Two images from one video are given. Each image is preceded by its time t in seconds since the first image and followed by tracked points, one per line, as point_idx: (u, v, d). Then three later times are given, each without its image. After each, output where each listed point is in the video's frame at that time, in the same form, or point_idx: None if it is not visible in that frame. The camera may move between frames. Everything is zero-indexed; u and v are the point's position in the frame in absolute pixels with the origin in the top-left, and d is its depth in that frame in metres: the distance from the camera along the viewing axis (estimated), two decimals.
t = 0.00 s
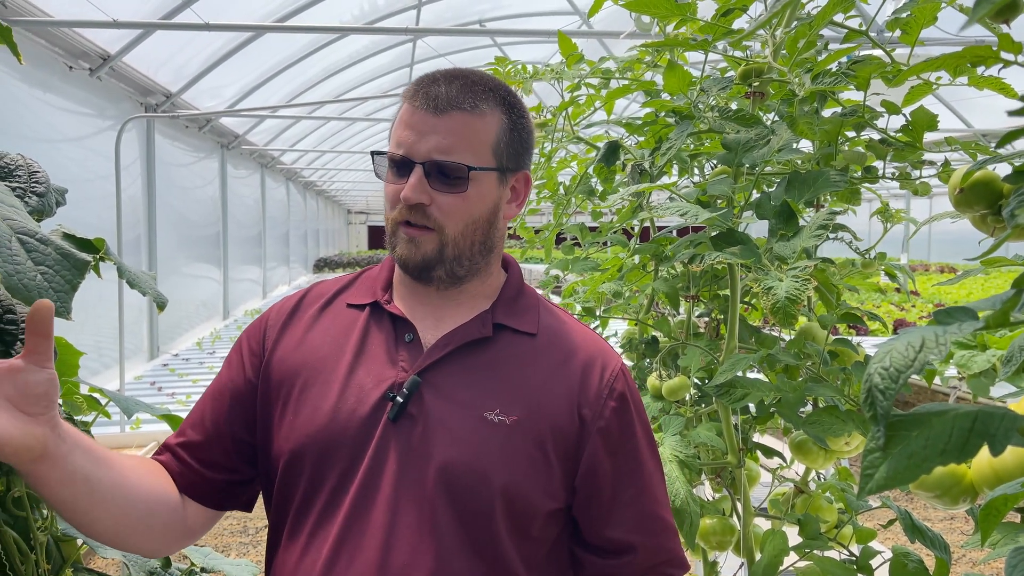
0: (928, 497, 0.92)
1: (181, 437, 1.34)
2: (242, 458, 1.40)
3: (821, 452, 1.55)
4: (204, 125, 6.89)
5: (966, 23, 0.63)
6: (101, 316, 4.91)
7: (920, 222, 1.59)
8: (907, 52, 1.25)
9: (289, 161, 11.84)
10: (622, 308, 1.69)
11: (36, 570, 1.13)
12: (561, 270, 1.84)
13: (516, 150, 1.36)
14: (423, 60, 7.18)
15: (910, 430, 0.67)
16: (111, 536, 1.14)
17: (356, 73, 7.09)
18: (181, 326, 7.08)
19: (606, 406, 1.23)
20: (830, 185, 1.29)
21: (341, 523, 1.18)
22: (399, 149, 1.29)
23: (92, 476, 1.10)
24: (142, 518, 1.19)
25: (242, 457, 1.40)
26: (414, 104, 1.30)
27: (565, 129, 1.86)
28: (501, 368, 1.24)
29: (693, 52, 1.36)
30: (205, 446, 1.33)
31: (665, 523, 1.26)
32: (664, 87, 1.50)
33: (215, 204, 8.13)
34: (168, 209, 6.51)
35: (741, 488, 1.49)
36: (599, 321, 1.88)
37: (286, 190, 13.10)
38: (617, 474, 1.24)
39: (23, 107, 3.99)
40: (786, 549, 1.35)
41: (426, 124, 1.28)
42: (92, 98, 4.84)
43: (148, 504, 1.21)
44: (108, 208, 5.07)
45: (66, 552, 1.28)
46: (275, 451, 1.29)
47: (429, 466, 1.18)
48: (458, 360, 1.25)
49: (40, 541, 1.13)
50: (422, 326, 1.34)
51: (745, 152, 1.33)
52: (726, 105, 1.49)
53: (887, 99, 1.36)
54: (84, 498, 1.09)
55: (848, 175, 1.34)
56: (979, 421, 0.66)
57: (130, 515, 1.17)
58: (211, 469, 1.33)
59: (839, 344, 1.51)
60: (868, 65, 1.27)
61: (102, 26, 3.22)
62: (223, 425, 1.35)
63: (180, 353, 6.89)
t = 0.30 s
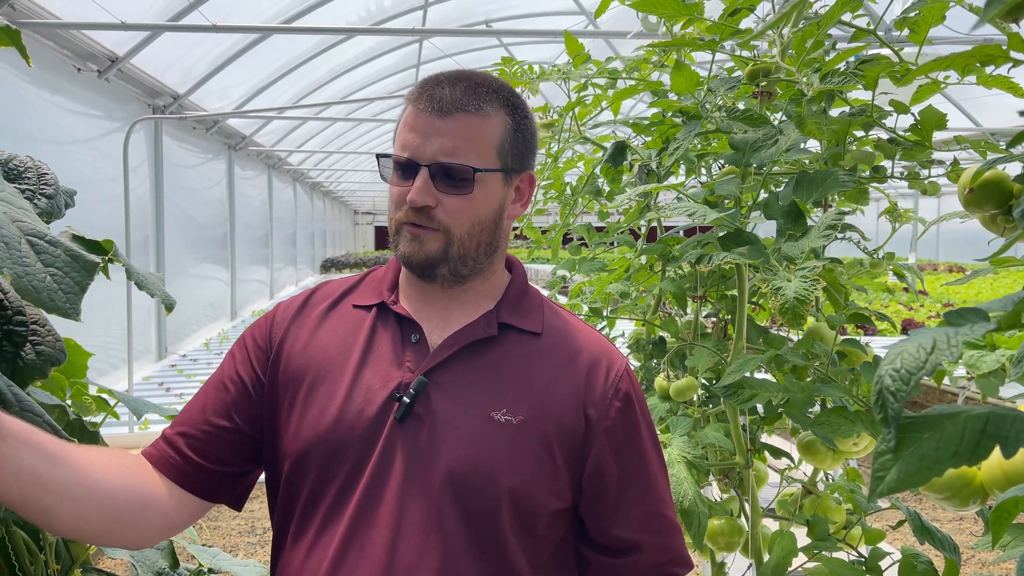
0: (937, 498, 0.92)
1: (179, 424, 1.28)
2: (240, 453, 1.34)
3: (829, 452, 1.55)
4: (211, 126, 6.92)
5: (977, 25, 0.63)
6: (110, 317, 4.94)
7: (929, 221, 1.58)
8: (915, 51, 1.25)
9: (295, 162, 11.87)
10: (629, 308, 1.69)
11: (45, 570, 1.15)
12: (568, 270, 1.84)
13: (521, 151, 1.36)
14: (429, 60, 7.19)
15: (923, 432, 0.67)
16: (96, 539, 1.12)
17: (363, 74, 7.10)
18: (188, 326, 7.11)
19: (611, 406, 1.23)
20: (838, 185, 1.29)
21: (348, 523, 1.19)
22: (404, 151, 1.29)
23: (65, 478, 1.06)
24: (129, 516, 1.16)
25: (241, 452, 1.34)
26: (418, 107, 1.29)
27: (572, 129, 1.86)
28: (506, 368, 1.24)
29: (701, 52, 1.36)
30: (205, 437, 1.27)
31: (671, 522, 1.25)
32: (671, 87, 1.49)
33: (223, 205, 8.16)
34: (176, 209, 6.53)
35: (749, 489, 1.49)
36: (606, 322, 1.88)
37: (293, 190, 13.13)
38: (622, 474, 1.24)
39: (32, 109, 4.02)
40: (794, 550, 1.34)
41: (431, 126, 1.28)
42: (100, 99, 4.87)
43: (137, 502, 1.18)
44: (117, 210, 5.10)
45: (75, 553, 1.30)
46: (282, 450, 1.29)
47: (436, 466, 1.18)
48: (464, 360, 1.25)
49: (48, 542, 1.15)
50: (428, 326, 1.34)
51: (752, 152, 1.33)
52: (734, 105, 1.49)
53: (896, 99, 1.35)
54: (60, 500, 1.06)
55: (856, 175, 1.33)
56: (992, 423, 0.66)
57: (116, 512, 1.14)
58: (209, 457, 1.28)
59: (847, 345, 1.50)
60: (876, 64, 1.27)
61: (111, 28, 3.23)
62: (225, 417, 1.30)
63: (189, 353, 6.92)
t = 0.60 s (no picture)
0: (953, 497, 0.91)
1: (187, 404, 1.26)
2: (246, 445, 1.31)
3: (841, 451, 1.54)
4: (220, 127, 6.95)
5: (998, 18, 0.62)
6: (120, 317, 4.96)
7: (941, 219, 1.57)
8: (928, 48, 1.24)
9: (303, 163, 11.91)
10: (639, 308, 1.68)
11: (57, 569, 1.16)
12: (577, 269, 1.83)
13: (537, 147, 1.36)
14: (437, 60, 7.20)
15: (941, 430, 0.66)
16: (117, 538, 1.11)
17: (370, 74, 7.11)
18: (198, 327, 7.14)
19: (623, 403, 1.22)
20: (851, 183, 1.28)
21: (361, 521, 1.19)
22: (425, 149, 1.28)
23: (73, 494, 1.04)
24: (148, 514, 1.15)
25: (247, 444, 1.31)
26: (439, 104, 1.28)
27: (581, 128, 1.85)
28: (518, 365, 1.24)
29: (711, 50, 1.36)
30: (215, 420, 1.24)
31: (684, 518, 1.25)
32: (682, 85, 1.49)
33: (231, 206, 8.19)
34: (185, 210, 6.56)
35: (760, 488, 1.48)
36: (616, 321, 1.87)
37: (301, 191, 13.17)
38: (634, 469, 1.23)
39: (42, 110, 4.04)
40: (807, 549, 1.33)
41: (454, 123, 1.27)
42: (110, 101, 4.89)
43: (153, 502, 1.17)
44: (127, 210, 5.13)
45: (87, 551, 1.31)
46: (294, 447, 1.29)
47: (449, 463, 1.18)
48: (476, 357, 1.25)
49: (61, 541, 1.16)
50: (439, 325, 1.34)
51: (763, 150, 1.32)
52: (744, 103, 1.48)
53: (908, 96, 1.34)
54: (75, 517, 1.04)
55: (868, 172, 1.33)
56: (1012, 420, 0.66)
57: (137, 513, 1.13)
58: (214, 439, 1.24)
59: (859, 343, 1.49)
60: (888, 61, 1.26)
61: (123, 29, 3.25)
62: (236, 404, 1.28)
63: (198, 353, 6.94)
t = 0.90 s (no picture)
0: (970, 497, 0.91)
1: (215, 445, 1.34)
2: (277, 467, 1.38)
3: (853, 451, 1.53)
4: (230, 128, 6.97)
5: None
6: (132, 317, 4.99)
7: (954, 218, 1.56)
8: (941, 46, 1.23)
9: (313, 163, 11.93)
10: (651, 307, 1.68)
11: (74, 568, 1.16)
12: (588, 269, 1.83)
13: (559, 150, 1.38)
14: (445, 60, 7.20)
15: (964, 431, 0.66)
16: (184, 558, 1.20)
17: (378, 74, 7.12)
18: (208, 327, 7.17)
19: (635, 404, 1.22)
20: (864, 182, 1.28)
21: (374, 526, 1.18)
22: (462, 145, 1.26)
23: (156, 506, 1.12)
24: (201, 534, 1.22)
25: (277, 464, 1.39)
26: (477, 101, 1.27)
27: (592, 128, 1.85)
28: (529, 368, 1.24)
29: (724, 49, 1.35)
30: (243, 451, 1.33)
31: (698, 519, 1.25)
32: (694, 85, 1.48)
33: (241, 206, 8.22)
34: (195, 210, 6.58)
35: (773, 488, 1.48)
36: (627, 321, 1.87)
37: (309, 191, 13.20)
38: (647, 471, 1.23)
39: (54, 111, 4.06)
40: (821, 550, 1.33)
41: (493, 121, 1.26)
42: (121, 102, 4.92)
43: (204, 519, 1.24)
44: (137, 211, 5.15)
45: (103, 551, 1.32)
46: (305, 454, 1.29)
47: (461, 467, 1.18)
48: (487, 361, 1.25)
49: (77, 540, 1.17)
50: (449, 325, 1.34)
51: (776, 149, 1.31)
52: (756, 102, 1.48)
53: (922, 95, 1.33)
54: (150, 529, 1.12)
55: (882, 171, 1.32)
56: None
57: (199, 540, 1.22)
58: (247, 476, 1.33)
59: (872, 342, 1.48)
60: (903, 60, 1.26)
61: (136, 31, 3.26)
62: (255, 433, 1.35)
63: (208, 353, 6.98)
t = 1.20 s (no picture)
0: (989, 498, 0.90)
1: (239, 446, 1.37)
2: (298, 468, 1.41)
3: (866, 451, 1.52)
4: (239, 128, 7.00)
5: None
6: (142, 317, 5.01)
7: (969, 216, 1.55)
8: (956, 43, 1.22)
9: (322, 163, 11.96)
10: (662, 307, 1.67)
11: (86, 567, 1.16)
12: (599, 268, 1.82)
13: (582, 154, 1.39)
14: (454, 59, 7.20)
15: (988, 432, 0.65)
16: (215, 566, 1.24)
17: (386, 74, 7.13)
18: (218, 326, 7.20)
19: (649, 407, 1.22)
20: (879, 180, 1.26)
21: (385, 525, 1.18)
22: (491, 145, 1.26)
23: (186, 529, 1.15)
24: (229, 546, 1.26)
25: (297, 464, 1.41)
26: (508, 102, 1.27)
27: (603, 127, 1.84)
28: (542, 369, 1.24)
29: (737, 48, 1.35)
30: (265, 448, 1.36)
31: (713, 525, 1.24)
32: (706, 83, 1.48)
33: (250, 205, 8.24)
34: (204, 210, 6.61)
35: (786, 488, 1.47)
36: (638, 320, 1.86)
37: (318, 191, 13.24)
38: (661, 475, 1.22)
39: (65, 112, 4.08)
40: (835, 550, 1.32)
41: (524, 123, 1.26)
42: (131, 102, 4.94)
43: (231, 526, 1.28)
44: (148, 211, 5.17)
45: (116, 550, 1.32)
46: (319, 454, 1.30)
47: (473, 468, 1.18)
48: (501, 361, 1.25)
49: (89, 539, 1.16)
50: (463, 326, 1.34)
51: (789, 148, 1.30)
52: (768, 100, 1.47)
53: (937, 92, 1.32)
54: (183, 550, 1.15)
55: (897, 170, 1.31)
56: None
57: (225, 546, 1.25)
58: (268, 476, 1.36)
59: (887, 341, 1.47)
60: (916, 56, 1.25)
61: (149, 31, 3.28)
62: (276, 434, 1.37)
63: (217, 352, 7.00)
